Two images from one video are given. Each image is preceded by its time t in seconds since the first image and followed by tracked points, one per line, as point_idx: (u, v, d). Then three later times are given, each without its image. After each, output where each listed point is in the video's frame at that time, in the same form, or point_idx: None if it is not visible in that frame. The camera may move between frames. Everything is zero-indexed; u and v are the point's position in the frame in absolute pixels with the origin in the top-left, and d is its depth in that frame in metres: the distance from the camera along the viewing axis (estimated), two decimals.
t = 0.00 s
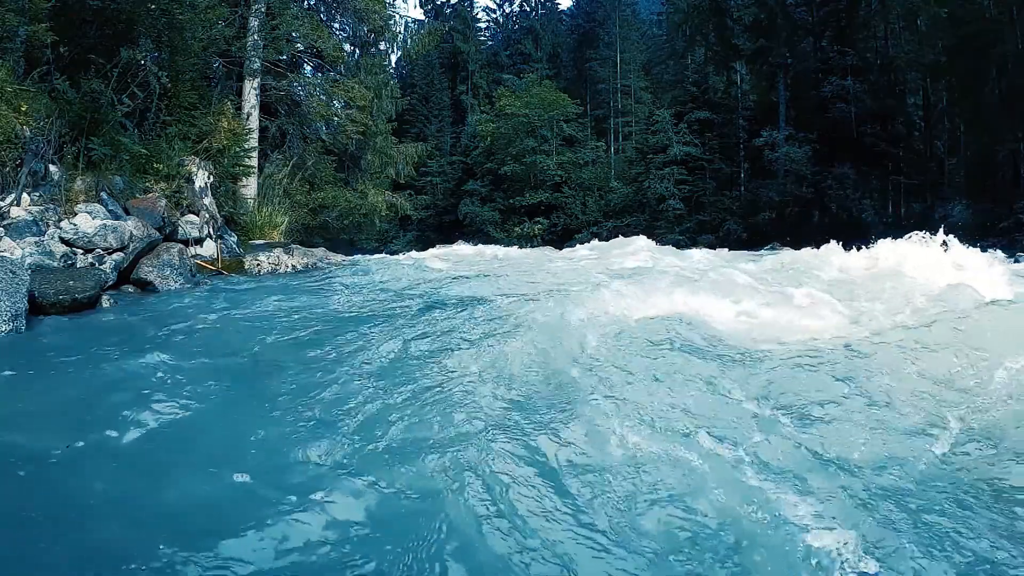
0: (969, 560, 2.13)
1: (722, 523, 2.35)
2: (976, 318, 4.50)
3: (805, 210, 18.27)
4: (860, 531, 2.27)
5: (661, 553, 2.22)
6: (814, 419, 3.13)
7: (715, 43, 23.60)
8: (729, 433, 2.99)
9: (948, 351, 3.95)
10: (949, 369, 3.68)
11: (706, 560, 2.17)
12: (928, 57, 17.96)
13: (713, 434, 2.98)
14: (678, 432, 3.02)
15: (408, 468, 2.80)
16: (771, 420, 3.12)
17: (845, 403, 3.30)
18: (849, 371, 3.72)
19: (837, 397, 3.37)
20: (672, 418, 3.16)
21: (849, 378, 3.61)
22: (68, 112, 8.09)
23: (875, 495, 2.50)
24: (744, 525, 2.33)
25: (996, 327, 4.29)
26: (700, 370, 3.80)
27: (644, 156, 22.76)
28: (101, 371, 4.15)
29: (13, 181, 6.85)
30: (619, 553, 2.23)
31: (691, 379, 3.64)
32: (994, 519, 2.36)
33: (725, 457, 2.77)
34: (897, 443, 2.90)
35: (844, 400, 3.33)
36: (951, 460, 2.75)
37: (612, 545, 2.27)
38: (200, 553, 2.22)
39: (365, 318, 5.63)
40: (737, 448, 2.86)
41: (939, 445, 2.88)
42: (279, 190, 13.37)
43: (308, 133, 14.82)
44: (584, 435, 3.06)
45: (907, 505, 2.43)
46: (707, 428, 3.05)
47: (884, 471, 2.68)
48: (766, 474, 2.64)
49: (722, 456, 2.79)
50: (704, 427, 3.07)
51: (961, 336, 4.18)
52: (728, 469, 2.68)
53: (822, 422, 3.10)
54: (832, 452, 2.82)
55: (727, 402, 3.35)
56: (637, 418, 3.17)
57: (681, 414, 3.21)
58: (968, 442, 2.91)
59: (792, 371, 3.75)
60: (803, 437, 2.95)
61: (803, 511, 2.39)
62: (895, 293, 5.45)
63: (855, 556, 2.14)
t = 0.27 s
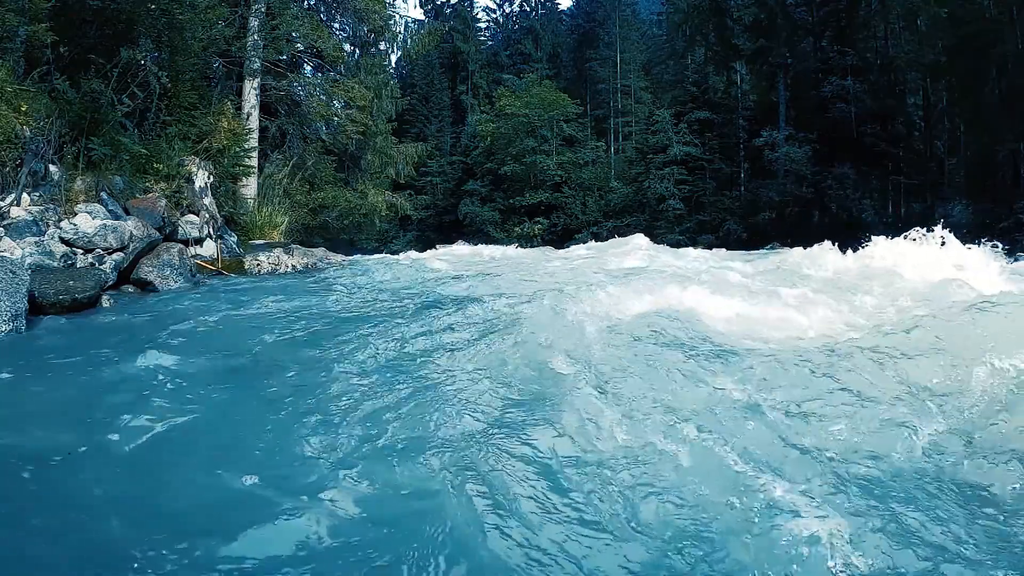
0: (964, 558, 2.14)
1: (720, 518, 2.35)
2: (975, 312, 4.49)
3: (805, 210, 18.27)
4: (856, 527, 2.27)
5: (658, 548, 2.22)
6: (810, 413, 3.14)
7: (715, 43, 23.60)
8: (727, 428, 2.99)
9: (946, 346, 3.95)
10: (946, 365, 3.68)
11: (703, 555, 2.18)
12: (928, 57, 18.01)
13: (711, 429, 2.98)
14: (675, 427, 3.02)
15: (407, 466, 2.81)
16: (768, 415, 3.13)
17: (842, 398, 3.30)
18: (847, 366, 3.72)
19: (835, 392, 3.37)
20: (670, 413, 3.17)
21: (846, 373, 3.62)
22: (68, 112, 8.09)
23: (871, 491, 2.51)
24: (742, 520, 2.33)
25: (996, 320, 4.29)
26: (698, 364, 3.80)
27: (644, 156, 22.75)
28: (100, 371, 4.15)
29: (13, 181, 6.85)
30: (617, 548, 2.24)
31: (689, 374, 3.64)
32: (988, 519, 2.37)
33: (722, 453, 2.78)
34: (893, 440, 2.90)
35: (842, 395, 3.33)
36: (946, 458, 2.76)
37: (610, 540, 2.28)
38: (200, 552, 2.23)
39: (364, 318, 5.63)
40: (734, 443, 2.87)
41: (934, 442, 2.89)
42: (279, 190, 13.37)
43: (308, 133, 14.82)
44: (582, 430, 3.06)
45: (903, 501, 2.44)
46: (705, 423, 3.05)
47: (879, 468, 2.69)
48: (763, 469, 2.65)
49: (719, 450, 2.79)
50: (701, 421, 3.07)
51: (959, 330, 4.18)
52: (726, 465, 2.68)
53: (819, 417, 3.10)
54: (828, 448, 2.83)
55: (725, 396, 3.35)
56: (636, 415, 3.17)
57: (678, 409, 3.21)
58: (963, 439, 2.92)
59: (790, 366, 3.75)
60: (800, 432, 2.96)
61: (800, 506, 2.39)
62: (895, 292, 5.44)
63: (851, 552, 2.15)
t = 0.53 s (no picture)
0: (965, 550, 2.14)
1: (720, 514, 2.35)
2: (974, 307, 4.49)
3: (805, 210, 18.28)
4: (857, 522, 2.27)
5: (658, 543, 2.23)
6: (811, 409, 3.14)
7: (715, 43, 23.60)
8: (726, 425, 3.00)
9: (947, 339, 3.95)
10: (946, 356, 3.67)
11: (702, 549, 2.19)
12: (928, 57, 18.01)
13: (710, 427, 2.99)
14: (674, 424, 3.02)
15: (406, 464, 2.82)
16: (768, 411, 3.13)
17: (841, 393, 3.30)
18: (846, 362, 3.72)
19: (835, 387, 3.37)
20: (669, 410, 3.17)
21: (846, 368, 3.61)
22: (68, 112, 8.09)
23: (871, 486, 2.51)
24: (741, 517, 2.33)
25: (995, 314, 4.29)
26: (698, 361, 3.80)
27: (644, 156, 22.75)
28: (99, 371, 4.16)
29: (13, 181, 6.85)
30: (617, 542, 2.24)
31: (689, 371, 3.64)
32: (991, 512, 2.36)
33: (721, 450, 2.78)
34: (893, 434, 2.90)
35: (841, 390, 3.34)
36: (946, 450, 2.76)
37: (610, 535, 2.28)
38: (200, 550, 2.23)
39: (363, 317, 5.63)
40: (733, 441, 2.87)
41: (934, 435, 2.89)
42: (279, 190, 13.36)
43: (308, 134, 14.82)
44: (579, 428, 3.07)
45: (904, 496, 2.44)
46: (705, 420, 3.06)
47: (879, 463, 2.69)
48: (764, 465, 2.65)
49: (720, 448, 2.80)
50: (701, 418, 3.07)
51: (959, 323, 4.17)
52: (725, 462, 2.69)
53: (819, 414, 3.10)
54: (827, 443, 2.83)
55: (724, 392, 3.35)
56: (634, 412, 3.18)
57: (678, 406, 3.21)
58: (964, 430, 2.92)
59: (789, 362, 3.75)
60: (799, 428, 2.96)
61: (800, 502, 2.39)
62: (895, 290, 5.45)
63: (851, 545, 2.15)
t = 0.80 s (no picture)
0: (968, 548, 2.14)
1: (722, 514, 2.35)
2: (973, 306, 4.51)
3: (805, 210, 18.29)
4: (859, 520, 2.28)
5: (661, 542, 2.23)
6: (811, 409, 3.14)
7: (715, 43, 23.60)
8: (728, 426, 3.00)
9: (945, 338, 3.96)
10: (945, 355, 3.69)
11: (705, 548, 2.19)
12: (928, 57, 18.00)
13: (712, 428, 2.99)
14: (675, 425, 3.03)
15: (405, 463, 2.83)
16: (769, 411, 3.13)
17: (843, 392, 3.31)
18: (847, 363, 3.73)
19: (835, 387, 3.37)
20: (669, 411, 3.18)
21: (846, 369, 3.62)
22: (68, 112, 8.08)
23: (874, 484, 2.51)
24: (744, 515, 2.33)
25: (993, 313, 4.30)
26: (698, 362, 3.81)
27: (644, 156, 22.73)
28: (99, 371, 4.15)
29: (13, 181, 6.84)
30: (618, 541, 2.25)
31: (690, 373, 3.65)
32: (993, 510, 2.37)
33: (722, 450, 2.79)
34: (895, 433, 2.90)
35: (842, 389, 3.34)
36: (948, 448, 2.77)
37: (612, 533, 2.29)
38: (202, 550, 2.23)
39: (361, 317, 5.63)
40: (734, 441, 2.88)
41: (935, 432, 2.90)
42: (279, 190, 13.35)
43: (308, 133, 14.82)
44: (578, 428, 3.08)
45: (907, 496, 2.45)
46: (705, 421, 3.06)
47: (881, 460, 2.69)
48: (766, 465, 2.65)
49: (722, 449, 2.80)
50: (701, 419, 3.08)
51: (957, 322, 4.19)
52: (726, 462, 2.69)
53: (820, 413, 3.11)
54: (829, 441, 2.84)
55: (725, 393, 3.36)
56: (635, 413, 3.19)
57: (679, 407, 3.22)
58: (965, 429, 2.93)
59: (790, 363, 3.76)
60: (800, 428, 2.96)
61: (804, 501, 2.39)
62: (895, 289, 5.45)
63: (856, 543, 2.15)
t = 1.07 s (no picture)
0: (967, 543, 2.13)
1: (720, 512, 2.35)
2: (971, 305, 4.51)
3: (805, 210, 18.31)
4: (858, 517, 2.27)
5: (659, 539, 2.23)
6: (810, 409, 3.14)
7: (715, 43, 23.60)
8: (726, 425, 3.00)
9: (944, 337, 3.97)
10: (943, 355, 3.69)
11: (703, 544, 2.18)
12: (928, 57, 18.01)
13: (710, 427, 2.99)
14: (673, 425, 3.03)
15: (405, 463, 2.84)
16: (768, 411, 3.13)
17: (842, 392, 3.30)
18: (845, 364, 3.73)
19: (834, 386, 3.37)
20: (668, 411, 3.18)
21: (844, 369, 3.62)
22: (68, 112, 8.09)
23: (873, 482, 2.51)
24: (742, 514, 2.33)
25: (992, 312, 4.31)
26: (697, 363, 3.81)
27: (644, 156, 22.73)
28: (99, 371, 4.16)
29: (13, 181, 6.85)
30: (616, 537, 2.25)
31: (688, 373, 3.65)
32: (992, 505, 2.36)
33: (722, 449, 2.78)
34: (893, 431, 2.90)
35: (840, 388, 3.34)
36: (946, 445, 2.76)
37: (610, 530, 2.29)
38: (201, 550, 2.23)
39: (361, 317, 5.63)
40: (733, 439, 2.87)
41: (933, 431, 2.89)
42: (279, 190, 13.36)
43: (308, 133, 14.82)
44: (576, 427, 3.08)
45: (906, 493, 2.44)
46: (704, 420, 3.06)
47: (880, 458, 2.69)
48: (764, 463, 2.65)
49: (720, 447, 2.80)
50: (700, 418, 3.08)
51: (954, 322, 4.20)
52: (725, 461, 2.69)
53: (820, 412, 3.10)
54: (829, 440, 2.83)
55: (723, 393, 3.36)
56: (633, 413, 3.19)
57: (677, 407, 3.22)
58: (962, 426, 2.93)
59: (788, 364, 3.76)
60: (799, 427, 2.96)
61: (802, 499, 2.39)
62: (895, 288, 5.46)
63: (854, 541, 2.15)
